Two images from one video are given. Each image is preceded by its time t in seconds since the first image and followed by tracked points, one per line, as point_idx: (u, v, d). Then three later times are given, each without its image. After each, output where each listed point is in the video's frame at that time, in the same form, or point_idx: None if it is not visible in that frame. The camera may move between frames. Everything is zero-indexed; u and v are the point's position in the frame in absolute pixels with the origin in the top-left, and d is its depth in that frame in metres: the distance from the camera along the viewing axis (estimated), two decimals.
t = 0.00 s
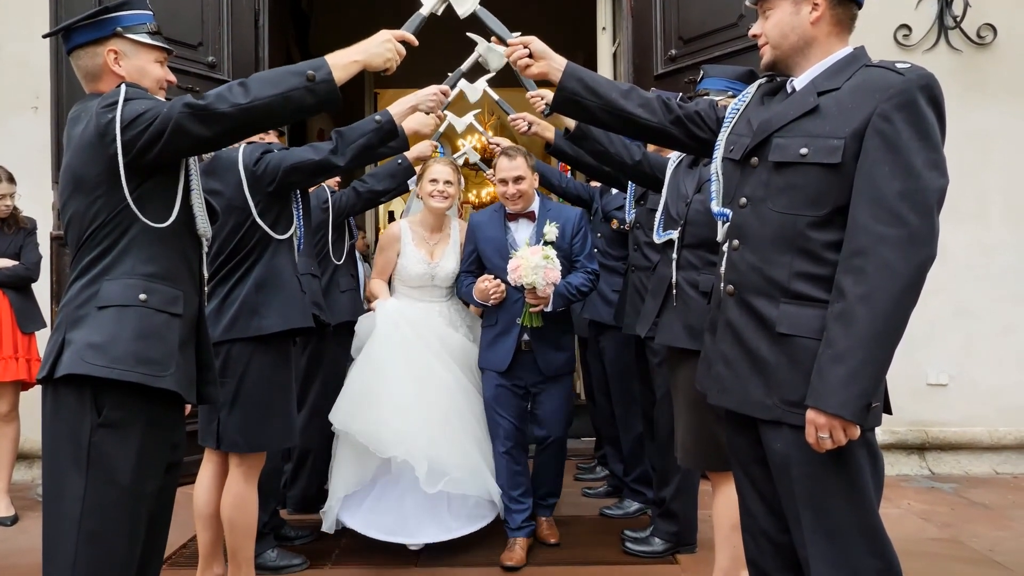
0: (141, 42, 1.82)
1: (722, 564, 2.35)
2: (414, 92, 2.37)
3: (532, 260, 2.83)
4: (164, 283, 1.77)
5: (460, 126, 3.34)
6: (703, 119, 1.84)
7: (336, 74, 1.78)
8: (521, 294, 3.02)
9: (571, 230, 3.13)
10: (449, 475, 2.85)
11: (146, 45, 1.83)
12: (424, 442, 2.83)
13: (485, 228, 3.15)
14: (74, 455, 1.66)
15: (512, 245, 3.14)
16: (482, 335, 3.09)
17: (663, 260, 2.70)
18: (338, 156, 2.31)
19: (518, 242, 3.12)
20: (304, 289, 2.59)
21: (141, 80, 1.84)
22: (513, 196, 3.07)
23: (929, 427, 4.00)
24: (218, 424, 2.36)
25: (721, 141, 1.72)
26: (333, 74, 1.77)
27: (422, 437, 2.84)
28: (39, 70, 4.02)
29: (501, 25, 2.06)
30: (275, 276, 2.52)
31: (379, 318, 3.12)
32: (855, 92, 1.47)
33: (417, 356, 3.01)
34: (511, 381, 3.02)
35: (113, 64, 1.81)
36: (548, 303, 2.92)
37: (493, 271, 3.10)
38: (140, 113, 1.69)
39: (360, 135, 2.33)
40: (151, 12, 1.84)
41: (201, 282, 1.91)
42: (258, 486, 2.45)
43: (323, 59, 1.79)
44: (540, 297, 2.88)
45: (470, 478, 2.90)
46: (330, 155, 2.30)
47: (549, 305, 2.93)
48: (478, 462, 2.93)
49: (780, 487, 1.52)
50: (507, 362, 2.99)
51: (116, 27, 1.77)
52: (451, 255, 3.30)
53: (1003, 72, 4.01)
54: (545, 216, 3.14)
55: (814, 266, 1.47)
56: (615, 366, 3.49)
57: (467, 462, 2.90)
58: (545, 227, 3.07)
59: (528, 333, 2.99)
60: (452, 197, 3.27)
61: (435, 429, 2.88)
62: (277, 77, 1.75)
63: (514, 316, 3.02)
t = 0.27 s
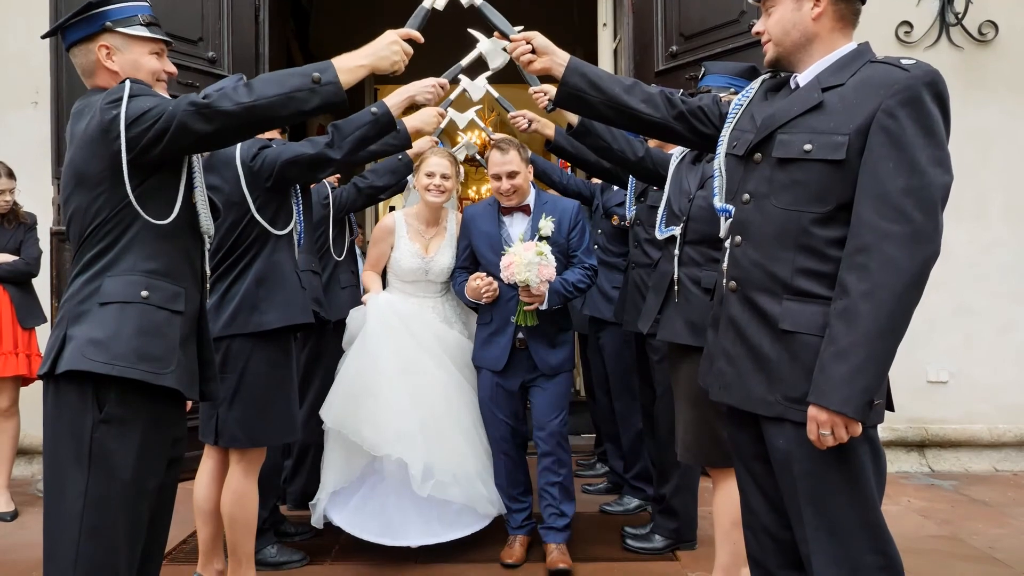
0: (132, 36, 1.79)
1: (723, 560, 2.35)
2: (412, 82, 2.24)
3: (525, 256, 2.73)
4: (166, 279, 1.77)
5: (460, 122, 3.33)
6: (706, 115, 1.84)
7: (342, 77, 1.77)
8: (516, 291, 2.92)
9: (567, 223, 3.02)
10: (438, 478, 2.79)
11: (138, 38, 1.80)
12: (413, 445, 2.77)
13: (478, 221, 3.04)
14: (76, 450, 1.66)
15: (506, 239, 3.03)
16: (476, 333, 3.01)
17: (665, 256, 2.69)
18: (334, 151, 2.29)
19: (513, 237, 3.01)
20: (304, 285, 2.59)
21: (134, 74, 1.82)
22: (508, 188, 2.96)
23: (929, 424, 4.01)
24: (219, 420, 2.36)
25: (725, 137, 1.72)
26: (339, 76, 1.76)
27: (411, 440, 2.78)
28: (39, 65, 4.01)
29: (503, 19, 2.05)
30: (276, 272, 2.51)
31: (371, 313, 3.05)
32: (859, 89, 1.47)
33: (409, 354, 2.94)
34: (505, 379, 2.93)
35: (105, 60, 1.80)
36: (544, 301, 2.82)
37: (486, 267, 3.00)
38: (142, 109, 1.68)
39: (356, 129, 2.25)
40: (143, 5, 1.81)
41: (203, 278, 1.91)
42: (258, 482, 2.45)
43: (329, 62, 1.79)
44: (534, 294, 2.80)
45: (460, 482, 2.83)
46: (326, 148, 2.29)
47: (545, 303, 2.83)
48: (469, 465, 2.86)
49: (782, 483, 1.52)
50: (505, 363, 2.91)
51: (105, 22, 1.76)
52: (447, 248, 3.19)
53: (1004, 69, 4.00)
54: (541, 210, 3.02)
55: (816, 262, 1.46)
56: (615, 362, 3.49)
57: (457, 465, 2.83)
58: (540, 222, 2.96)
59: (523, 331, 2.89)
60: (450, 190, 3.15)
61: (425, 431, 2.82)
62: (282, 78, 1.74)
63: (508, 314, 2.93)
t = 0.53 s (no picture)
0: (131, 31, 1.78)
1: (723, 558, 2.35)
2: (412, 79, 2.28)
3: (529, 259, 2.66)
4: (166, 277, 1.76)
5: (461, 119, 3.32)
6: (708, 111, 1.83)
7: (346, 76, 1.76)
8: (517, 292, 2.87)
9: (573, 221, 2.95)
10: (419, 486, 2.71)
11: (137, 33, 1.79)
12: (391, 452, 2.70)
13: (480, 218, 3.00)
14: (75, 448, 1.65)
15: (508, 238, 2.98)
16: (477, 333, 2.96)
17: (666, 254, 2.69)
18: (335, 145, 2.29)
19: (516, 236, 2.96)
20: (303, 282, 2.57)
21: (135, 70, 1.81)
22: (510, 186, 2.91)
23: (929, 422, 4.01)
24: (219, 417, 2.35)
25: (727, 134, 1.71)
26: (342, 75, 1.76)
27: (390, 446, 2.71)
28: (38, 61, 3.99)
29: (503, 14, 2.05)
30: (276, 269, 2.51)
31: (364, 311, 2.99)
32: (863, 86, 1.46)
33: (398, 356, 2.86)
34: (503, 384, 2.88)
35: (105, 56, 1.79)
36: (546, 304, 2.77)
37: (487, 265, 2.95)
38: (145, 106, 1.68)
39: (356, 123, 2.23)
40: None
41: (203, 275, 1.90)
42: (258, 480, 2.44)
43: (333, 60, 1.78)
44: (537, 298, 2.73)
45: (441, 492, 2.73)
46: (326, 143, 2.29)
47: (549, 307, 2.78)
48: (455, 474, 2.75)
49: (783, 482, 1.52)
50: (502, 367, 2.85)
51: (103, 17, 1.75)
52: (447, 246, 3.14)
53: (1005, 67, 4.00)
54: (546, 209, 2.95)
55: (819, 260, 1.46)
56: (615, 360, 3.49)
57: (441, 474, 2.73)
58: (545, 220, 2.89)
59: (524, 334, 2.84)
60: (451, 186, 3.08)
61: (408, 437, 2.74)
62: (287, 77, 1.73)
63: (509, 314, 2.88)
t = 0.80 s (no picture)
0: (128, 26, 1.77)
1: (721, 556, 2.35)
2: (409, 75, 2.30)
3: (538, 259, 2.56)
4: (163, 272, 1.76)
5: (461, 116, 3.31)
6: (708, 108, 1.82)
7: (340, 63, 1.75)
8: (527, 292, 2.77)
9: (586, 218, 2.84)
10: (404, 495, 2.63)
11: (133, 28, 1.78)
12: (376, 459, 2.62)
13: (488, 211, 2.90)
14: (71, 446, 1.64)
15: (517, 235, 2.88)
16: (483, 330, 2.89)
17: (666, 252, 2.68)
18: (336, 141, 2.26)
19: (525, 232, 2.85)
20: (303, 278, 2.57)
21: (130, 65, 1.80)
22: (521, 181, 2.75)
23: (927, 420, 4.01)
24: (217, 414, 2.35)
25: (727, 130, 1.70)
26: (337, 63, 1.74)
27: (375, 452, 2.63)
28: (35, 56, 3.98)
29: (503, 9, 2.04)
30: (275, 265, 2.50)
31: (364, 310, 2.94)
32: (865, 83, 1.45)
33: (394, 358, 2.79)
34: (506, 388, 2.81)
35: (100, 51, 1.78)
36: (557, 306, 2.67)
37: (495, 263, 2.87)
38: (139, 99, 1.67)
39: (356, 120, 2.23)
40: None
41: (199, 271, 1.89)
42: (255, 477, 2.44)
43: (327, 49, 1.76)
44: (548, 300, 2.64)
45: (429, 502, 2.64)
46: (328, 139, 2.27)
47: (559, 309, 2.68)
48: (444, 483, 2.66)
49: (783, 480, 1.52)
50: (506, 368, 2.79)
51: (99, 11, 1.74)
52: (450, 239, 3.11)
53: (1005, 65, 3.99)
54: (558, 205, 2.84)
55: (820, 258, 1.46)
56: (614, 357, 3.48)
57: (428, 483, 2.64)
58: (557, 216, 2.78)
59: (532, 335, 2.77)
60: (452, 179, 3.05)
61: (398, 442, 2.66)
62: (281, 66, 1.72)
63: (517, 314, 2.79)
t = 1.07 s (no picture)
0: (123, 19, 1.75)
1: (720, 553, 2.35)
2: (408, 66, 2.29)
3: (547, 253, 2.46)
4: (159, 267, 1.75)
5: (460, 112, 3.30)
6: (709, 103, 1.81)
7: (334, 53, 1.74)
8: (534, 289, 2.66)
9: (594, 208, 2.73)
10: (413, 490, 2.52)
11: (128, 21, 1.76)
12: (384, 452, 2.51)
13: (491, 204, 2.76)
14: (66, 442, 1.63)
15: (523, 228, 2.76)
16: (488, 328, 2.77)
17: (665, 248, 2.68)
18: (332, 134, 2.24)
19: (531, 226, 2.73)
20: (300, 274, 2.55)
21: (123, 58, 1.78)
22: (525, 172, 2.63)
23: (924, 417, 4.02)
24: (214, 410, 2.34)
25: (727, 126, 1.70)
26: (331, 53, 1.74)
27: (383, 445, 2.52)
28: (31, 51, 3.96)
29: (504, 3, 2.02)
30: (272, 261, 2.48)
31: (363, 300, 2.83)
32: (866, 78, 1.45)
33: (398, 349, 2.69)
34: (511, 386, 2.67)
35: (94, 43, 1.76)
36: (567, 302, 2.57)
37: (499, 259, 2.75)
38: (131, 92, 1.65)
39: (352, 110, 2.21)
40: None
41: (194, 266, 1.88)
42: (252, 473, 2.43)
43: (320, 38, 1.76)
44: (557, 295, 2.54)
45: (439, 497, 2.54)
46: (324, 132, 2.23)
47: (568, 304, 2.59)
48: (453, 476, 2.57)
49: (781, 477, 1.51)
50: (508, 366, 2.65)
51: (94, 4, 1.72)
52: (451, 237, 3.02)
53: (1004, 62, 3.99)
54: (565, 195, 2.72)
55: (820, 255, 1.45)
56: (612, 354, 3.48)
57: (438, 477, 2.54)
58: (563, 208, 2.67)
59: (541, 333, 2.65)
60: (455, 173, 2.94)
61: (404, 434, 2.55)
62: (273, 55, 1.71)
63: (524, 312, 2.68)
